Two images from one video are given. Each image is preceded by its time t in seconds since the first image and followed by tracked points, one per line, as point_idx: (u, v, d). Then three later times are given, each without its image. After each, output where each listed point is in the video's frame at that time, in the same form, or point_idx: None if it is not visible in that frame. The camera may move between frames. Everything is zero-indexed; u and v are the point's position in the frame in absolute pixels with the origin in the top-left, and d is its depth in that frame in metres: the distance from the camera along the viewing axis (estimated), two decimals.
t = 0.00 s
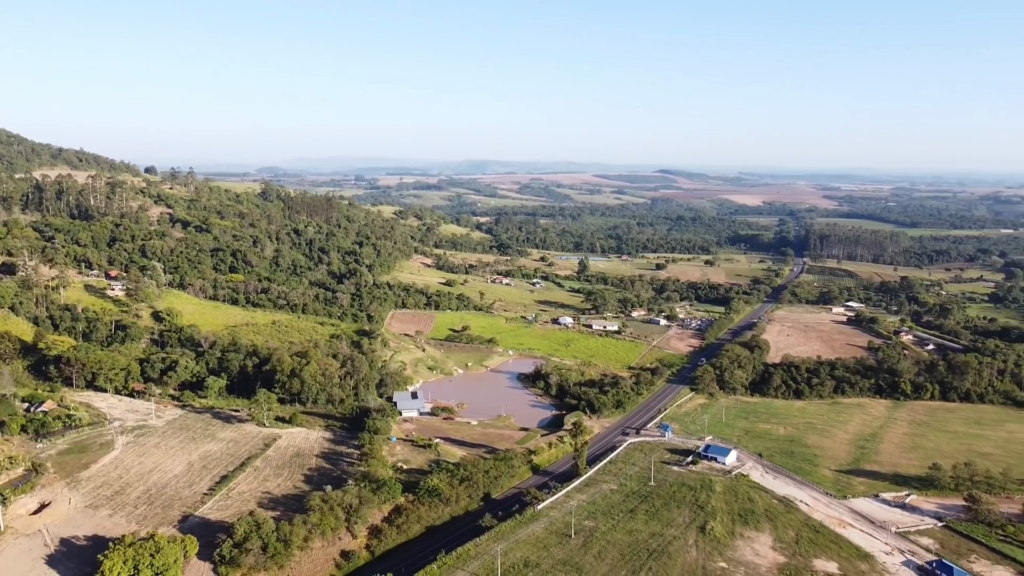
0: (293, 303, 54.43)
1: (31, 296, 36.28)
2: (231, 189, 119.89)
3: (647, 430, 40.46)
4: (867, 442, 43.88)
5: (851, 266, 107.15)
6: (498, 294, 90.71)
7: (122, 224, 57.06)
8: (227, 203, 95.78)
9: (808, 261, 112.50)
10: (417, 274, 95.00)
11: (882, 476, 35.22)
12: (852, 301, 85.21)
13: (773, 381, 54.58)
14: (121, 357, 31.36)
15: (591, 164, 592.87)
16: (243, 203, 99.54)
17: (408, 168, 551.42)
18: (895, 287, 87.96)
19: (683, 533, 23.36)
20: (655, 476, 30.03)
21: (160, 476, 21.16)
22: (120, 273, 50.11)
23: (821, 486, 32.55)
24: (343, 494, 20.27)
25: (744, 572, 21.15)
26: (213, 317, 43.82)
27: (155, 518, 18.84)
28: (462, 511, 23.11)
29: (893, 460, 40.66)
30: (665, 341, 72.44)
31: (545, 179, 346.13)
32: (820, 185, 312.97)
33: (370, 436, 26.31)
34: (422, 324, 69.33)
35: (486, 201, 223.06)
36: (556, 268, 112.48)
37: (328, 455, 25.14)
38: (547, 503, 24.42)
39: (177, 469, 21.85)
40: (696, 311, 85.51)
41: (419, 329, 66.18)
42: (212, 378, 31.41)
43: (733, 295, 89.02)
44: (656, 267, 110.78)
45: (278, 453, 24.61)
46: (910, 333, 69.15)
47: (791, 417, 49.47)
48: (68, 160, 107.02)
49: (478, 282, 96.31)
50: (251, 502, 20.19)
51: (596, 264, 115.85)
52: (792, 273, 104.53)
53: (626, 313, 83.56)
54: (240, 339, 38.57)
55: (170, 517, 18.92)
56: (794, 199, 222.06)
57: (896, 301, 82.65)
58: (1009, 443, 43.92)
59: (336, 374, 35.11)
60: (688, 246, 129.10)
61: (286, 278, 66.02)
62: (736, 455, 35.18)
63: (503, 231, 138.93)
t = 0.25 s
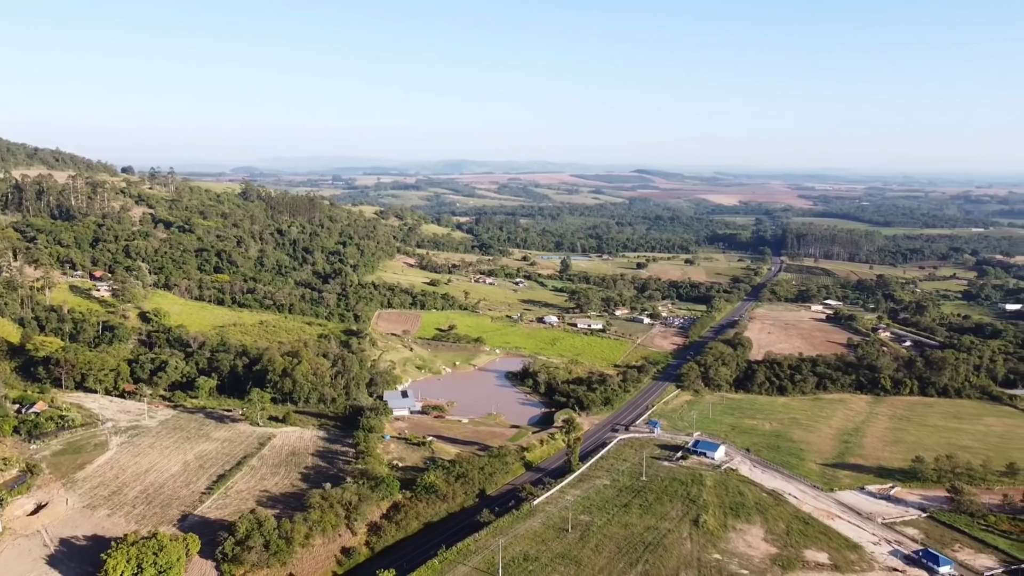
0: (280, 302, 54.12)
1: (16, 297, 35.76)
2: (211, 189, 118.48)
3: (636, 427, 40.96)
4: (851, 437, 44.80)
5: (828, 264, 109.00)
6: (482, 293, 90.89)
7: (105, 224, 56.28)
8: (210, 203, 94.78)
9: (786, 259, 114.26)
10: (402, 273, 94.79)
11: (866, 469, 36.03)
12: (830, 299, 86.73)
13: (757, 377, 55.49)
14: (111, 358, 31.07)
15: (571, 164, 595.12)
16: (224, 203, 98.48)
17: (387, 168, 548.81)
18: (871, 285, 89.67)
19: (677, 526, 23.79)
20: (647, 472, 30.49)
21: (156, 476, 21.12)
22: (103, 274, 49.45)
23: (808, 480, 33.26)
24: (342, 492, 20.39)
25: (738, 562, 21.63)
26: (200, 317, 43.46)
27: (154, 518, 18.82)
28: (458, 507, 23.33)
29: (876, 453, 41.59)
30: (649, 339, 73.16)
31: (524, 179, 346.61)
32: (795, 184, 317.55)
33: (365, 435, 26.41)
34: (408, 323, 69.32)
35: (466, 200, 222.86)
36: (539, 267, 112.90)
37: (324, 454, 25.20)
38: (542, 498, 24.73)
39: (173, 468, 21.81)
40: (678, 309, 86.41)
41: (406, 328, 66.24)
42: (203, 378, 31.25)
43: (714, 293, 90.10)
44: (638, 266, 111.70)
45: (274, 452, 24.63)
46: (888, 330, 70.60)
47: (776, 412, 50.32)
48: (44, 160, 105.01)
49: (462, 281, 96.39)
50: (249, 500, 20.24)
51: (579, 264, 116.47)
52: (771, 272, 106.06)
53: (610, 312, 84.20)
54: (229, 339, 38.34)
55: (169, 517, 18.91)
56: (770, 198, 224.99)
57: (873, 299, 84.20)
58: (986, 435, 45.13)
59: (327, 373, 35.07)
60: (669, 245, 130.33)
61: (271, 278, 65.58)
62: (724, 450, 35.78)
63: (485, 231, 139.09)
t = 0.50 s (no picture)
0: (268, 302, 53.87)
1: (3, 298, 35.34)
2: (193, 189, 117.24)
3: (626, 423, 41.43)
4: (837, 431, 45.63)
5: (808, 263, 110.58)
6: (468, 293, 91.02)
7: (89, 225, 55.61)
8: (195, 203, 93.90)
9: (766, 258, 115.74)
10: (388, 273, 94.58)
11: (853, 463, 36.77)
12: (810, 296, 87.98)
13: (743, 374, 56.24)
14: (102, 359, 30.85)
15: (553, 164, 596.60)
16: (207, 203, 97.59)
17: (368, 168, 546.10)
18: (851, 284, 91.14)
19: (672, 520, 24.20)
20: (639, 467, 30.90)
21: (154, 476, 21.11)
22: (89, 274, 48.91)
23: (797, 473, 33.90)
24: (341, 489, 20.49)
25: (733, 554, 22.05)
26: (190, 317, 43.17)
27: (154, 517, 18.84)
28: (456, 504, 23.52)
29: (862, 447, 42.41)
30: (636, 337, 73.77)
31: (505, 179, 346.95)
32: (772, 184, 321.31)
33: (361, 433, 26.50)
34: (396, 322, 69.31)
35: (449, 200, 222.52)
36: (524, 267, 113.22)
37: (320, 452, 25.28)
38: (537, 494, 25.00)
39: (171, 468, 21.81)
40: (663, 308, 87.18)
41: (396, 327, 66.57)
42: (195, 378, 31.11)
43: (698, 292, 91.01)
44: (621, 265, 112.40)
45: (270, 451, 24.68)
46: (869, 328, 71.83)
47: (762, 408, 51.08)
48: (21, 159, 103.21)
49: (448, 281, 96.44)
50: (249, 498, 20.29)
51: (563, 263, 116.98)
52: (752, 270, 107.39)
53: (596, 311, 84.74)
54: (220, 339, 38.16)
55: (170, 516, 18.94)
56: (749, 198, 227.30)
57: (853, 297, 85.53)
58: (967, 429, 46.20)
59: (320, 372, 35.05)
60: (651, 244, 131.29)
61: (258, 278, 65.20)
62: (714, 445, 36.33)
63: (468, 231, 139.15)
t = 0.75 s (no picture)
0: (255, 302, 53.61)
1: None
2: (171, 189, 115.69)
3: (615, 419, 42.00)
4: (820, 425, 46.63)
5: (785, 261, 112.31)
6: (452, 292, 91.10)
7: (71, 225, 54.79)
8: (175, 203, 92.80)
9: (743, 257, 117.29)
10: (371, 273, 94.27)
11: (837, 456, 37.67)
12: (788, 294, 88.93)
13: (727, 370, 57.10)
14: (92, 359, 30.58)
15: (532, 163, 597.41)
16: (187, 203, 96.47)
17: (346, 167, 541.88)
18: (828, 282, 92.72)
19: (665, 512, 24.70)
20: (630, 461, 31.43)
21: (152, 474, 21.12)
22: (73, 275, 48.26)
23: (783, 466, 34.68)
24: (341, 485, 20.66)
25: (726, 544, 22.59)
26: (177, 318, 42.85)
27: (154, 514, 18.89)
28: (452, 498, 23.77)
29: (845, 440, 43.41)
30: (620, 335, 74.49)
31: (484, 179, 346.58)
32: (747, 184, 324.83)
33: (356, 431, 26.66)
34: (382, 322, 69.27)
35: (428, 200, 221.84)
36: (506, 266, 113.48)
37: (316, 450, 25.40)
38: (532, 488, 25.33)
39: (168, 467, 21.82)
40: (645, 306, 88.03)
41: (382, 326, 66.50)
42: (186, 378, 30.97)
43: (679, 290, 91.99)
44: (601, 265, 112.89)
45: (266, 449, 24.74)
46: (846, 325, 73.19)
47: (747, 404, 51.98)
48: None
49: (431, 281, 96.45)
50: (248, 496, 20.38)
51: (545, 262, 117.45)
52: (731, 269, 108.82)
53: (579, 309, 85.33)
54: (209, 339, 37.92)
55: (170, 513, 19.00)
56: (724, 197, 229.56)
57: (830, 294, 87.02)
58: (944, 422, 47.46)
59: (312, 370, 35.02)
60: (631, 243, 132.26)
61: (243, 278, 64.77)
62: (702, 440, 36.97)
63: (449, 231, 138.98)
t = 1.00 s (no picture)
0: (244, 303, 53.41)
1: None
2: (154, 189, 114.52)
3: (606, 417, 42.45)
4: (806, 421, 47.38)
5: (767, 260, 113.57)
6: (439, 292, 91.13)
7: (57, 226, 54.20)
8: (160, 203, 91.95)
9: (726, 256, 118.44)
10: (357, 274, 94.01)
11: (824, 451, 38.35)
12: (771, 293, 90.16)
13: (714, 367, 57.83)
14: (84, 360, 30.41)
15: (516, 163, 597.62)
16: (171, 203, 95.60)
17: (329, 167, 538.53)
18: (810, 281, 93.80)
19: (659, 506, 25.11)
20: (623, 457, 31.84)
21: (150, 474, 21.14)
22: (61, 276, 47.82)
23: (772, 461, 35.29)
24: (340, 483, 20.81)
25: (720, 537, 23.03)
26: (167, 318, 42.60)
27: (154, 513, 18.94)
28: (449, 495, 23.99)
29: (831, 435, 44.17)
30: (607, 334, 75.02)
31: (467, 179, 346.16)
32: (727, 184, 327.51)
33: (352, 429, 26.80)
34: (371, 321, 69.22)
35: (411, 200, 221.30)
36: (492, 266, 113.64)
37: (312, 449, 25.51)
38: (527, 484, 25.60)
39: (166, 466, 21.84)
40: (630, 305, 88.65)
41: (371, 326, 66.45)
42: (179, 379, 30.87)
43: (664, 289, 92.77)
44: (586, 264, 113.45)
45: (263, 448, 24.81)
46: (829, 323, 74.26)
47: (734, 401, 52.68)
48: None
49: (418, 281, 96.40)
50: (248, 494, 20.47)
51: (531, 262, 117.75)
52: (715, 268, 109.91)
53: (566, 309, 85.75)
54: (200, 340, 37.77)
55: (170, 512, 19.06)
56: (705, 197, 231.27)
57: (812, 293, 88.17)
58: (926, 417, 48.44)
59: (305, 370, 35.00)
60: (614, 242, 132.89)
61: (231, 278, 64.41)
62: (692, 436, 37.49)
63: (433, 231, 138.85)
